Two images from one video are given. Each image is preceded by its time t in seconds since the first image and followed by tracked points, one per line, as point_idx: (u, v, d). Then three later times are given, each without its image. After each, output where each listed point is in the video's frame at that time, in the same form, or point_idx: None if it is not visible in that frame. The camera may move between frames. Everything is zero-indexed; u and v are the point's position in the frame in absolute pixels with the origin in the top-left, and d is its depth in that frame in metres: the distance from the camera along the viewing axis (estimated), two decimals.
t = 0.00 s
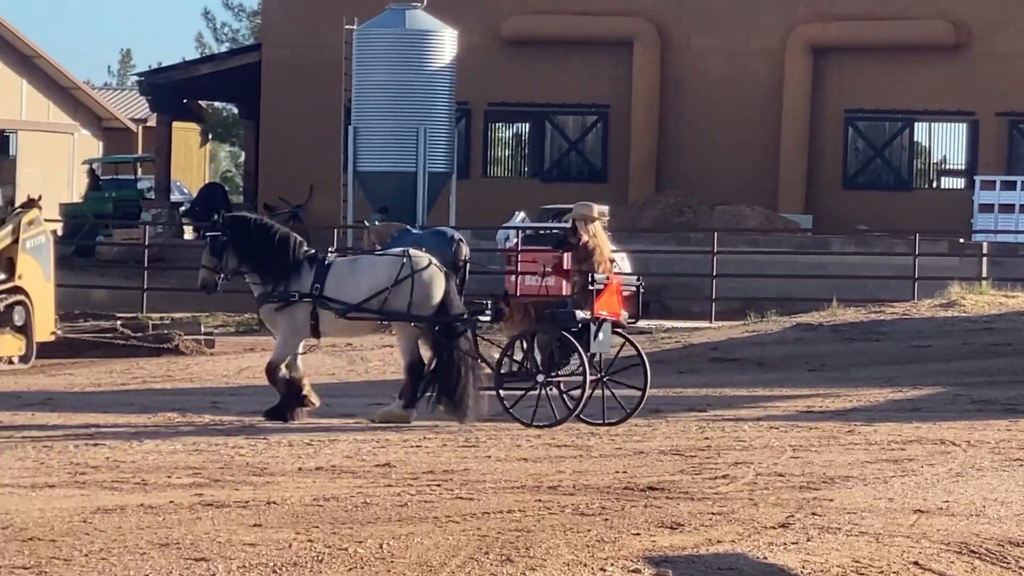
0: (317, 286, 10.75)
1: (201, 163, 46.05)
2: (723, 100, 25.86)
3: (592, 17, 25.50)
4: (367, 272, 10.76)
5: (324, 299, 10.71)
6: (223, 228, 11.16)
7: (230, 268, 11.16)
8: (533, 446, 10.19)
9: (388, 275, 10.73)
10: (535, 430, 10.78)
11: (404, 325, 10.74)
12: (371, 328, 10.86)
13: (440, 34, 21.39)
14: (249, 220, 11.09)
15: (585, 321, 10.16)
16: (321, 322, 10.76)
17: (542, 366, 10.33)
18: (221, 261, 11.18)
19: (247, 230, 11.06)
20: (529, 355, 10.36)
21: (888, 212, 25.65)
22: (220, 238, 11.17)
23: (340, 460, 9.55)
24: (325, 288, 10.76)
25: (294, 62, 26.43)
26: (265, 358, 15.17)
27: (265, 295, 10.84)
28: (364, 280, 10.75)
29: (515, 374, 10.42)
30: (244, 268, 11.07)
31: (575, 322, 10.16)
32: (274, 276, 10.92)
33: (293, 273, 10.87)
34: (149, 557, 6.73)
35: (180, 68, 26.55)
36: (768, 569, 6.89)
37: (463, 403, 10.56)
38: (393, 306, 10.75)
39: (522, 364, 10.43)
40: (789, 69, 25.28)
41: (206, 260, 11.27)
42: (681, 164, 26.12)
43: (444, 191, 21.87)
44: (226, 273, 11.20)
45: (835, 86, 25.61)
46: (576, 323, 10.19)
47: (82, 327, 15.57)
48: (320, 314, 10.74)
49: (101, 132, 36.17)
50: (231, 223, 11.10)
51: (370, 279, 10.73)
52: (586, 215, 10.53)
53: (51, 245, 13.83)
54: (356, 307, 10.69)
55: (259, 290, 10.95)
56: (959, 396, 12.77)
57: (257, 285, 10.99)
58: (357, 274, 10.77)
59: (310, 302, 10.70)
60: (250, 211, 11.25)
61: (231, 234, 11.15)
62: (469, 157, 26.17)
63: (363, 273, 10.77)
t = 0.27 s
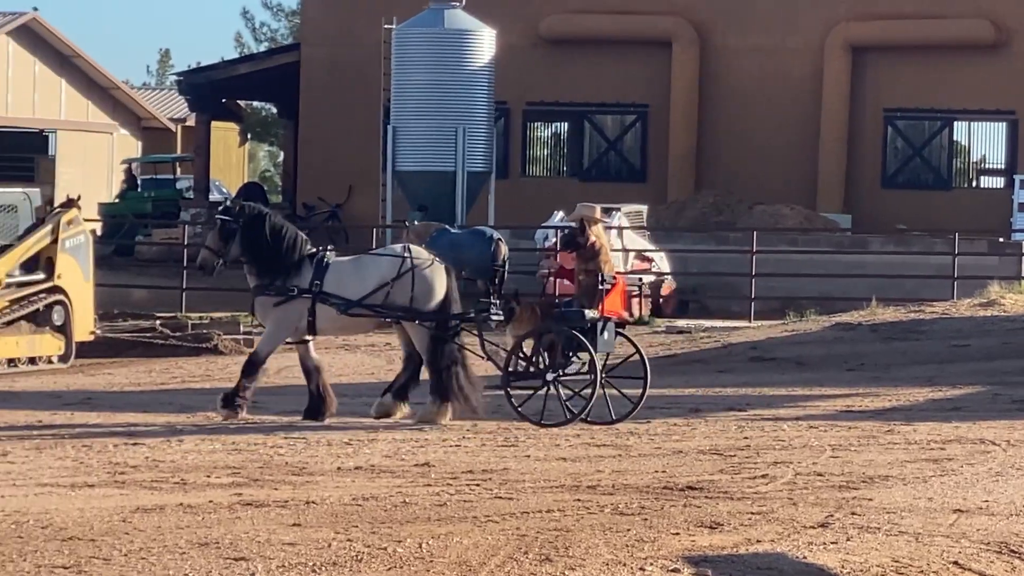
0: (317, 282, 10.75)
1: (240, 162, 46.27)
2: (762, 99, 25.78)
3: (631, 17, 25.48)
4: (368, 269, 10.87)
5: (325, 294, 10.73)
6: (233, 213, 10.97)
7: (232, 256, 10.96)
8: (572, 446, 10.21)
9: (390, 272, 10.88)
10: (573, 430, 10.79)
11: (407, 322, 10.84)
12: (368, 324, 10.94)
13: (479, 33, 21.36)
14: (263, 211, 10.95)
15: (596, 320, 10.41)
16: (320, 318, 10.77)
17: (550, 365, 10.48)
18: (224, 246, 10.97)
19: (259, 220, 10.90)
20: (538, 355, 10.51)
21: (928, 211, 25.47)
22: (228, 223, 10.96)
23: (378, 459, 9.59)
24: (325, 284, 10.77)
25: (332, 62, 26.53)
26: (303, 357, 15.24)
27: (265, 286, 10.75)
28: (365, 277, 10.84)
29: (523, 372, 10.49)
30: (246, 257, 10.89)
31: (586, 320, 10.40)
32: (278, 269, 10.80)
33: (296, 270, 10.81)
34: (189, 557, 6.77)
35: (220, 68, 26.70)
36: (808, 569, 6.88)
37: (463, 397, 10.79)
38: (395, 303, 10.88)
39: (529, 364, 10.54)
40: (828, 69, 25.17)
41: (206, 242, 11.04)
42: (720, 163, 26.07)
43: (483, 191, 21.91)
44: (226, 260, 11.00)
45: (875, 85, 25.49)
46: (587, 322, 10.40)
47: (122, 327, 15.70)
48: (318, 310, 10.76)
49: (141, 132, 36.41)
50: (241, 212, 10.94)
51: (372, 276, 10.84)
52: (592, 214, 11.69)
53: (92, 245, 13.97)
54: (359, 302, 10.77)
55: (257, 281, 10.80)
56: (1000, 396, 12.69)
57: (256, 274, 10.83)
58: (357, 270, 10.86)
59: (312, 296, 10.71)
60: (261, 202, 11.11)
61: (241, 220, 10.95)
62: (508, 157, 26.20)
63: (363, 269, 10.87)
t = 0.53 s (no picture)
0: (314, 283, 10.90)
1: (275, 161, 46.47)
2: (797, 98, 25.70)
3: (665, 16, 25.46)
4: (366, 270, 11.01)
5: (322, 295, 10.87)
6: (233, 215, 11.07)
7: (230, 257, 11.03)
8: (607, 445, 10.24)
9: (389, 272, 10.99)
10: (606, 430, 10.81)
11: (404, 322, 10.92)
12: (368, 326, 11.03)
13: (513, 32, 21.38)
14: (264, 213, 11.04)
15: (604, 319, 10.64)
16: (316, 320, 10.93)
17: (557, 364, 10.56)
18: (223, 247, 11.05)
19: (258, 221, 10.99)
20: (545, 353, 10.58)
21: (963, 210, 25.38)
22: (227, 226, 11.04)
23: (414, 459, 9.63)
24: (322, 284, 10.91)
25: (366, 63, 26.62)
26: (338, 356, 15.32)
27: (263, 284, 10.80)
28: (363, 278, 10.98)
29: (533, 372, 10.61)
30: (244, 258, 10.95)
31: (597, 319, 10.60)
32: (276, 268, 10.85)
33: (294, 270, 10.89)
34: (225, 556, 6.82)
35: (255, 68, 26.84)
36: (844, 568, 6.87)
37: (467, 396, 10.82)
38: (393, 303, 10.96)
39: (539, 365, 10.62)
40: (862, 68, 25.04)
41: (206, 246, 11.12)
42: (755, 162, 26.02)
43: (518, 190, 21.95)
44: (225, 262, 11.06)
45: (910, 84, 25.35)
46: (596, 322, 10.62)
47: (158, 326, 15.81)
48: (316, 311, 10.89)
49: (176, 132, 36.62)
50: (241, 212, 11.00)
51: (370, 278, 10.98)
52: (596, 213, 11.56)
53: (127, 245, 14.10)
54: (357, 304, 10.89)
55: (253, 279, 10.86)
56: None
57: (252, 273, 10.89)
58: (354, 272, 11.00)
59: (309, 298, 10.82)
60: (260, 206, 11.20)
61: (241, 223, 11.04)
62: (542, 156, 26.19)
63: (361, 271, 11.01)
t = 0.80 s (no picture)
0: (319, 283, 10.77)
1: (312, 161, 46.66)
2: (833, 97, 25.61)
3: (702, 15, 25.41)
4: (365, 271, 10.91)
5: (326, 296, 10.73)
6: (226, 228, 10.86)
7: (232, 270, 10.82)
8: (644, 444, 10.26)
9: (388, 273, 10.91)
10: (642, 430, 10.83)
11: (405, 322, 10.83)
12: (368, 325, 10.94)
13: (550, 32, 21.40)
14: (256, 218, 10.87)
15: (613, 317, 10.64)
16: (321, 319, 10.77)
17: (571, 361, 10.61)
18: (223, 261, 10.81)
19: (253, 227, 10.84)
20: (557, 352, 10.61)
21: (1000, 209, 25.24)
22: (224, 239, 10.81)
23: (451, 457, 9.67)
24: (326, 285, 10.79)
25: (402, 63, 26.70)
26: (374, 355, 15.39)
27: (267, 289, 10.64)
28: (363, 279, 10.89)
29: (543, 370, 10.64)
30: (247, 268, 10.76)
31: (606, 316, 10.62)
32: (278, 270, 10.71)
33: (297, 269, 10.75)
34: (262, 554, 6.86)
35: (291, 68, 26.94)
36: (881, 568, 6.87)
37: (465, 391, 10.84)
38: (395, 303, 10.89)
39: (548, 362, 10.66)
40: (898, 67, 24.92)
41: (205, 264, 10.87)
42: (791, 161, 25.94)
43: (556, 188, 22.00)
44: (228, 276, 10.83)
45: (947, 82, 25.22)
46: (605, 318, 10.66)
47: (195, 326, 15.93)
48: (320, 311, 10.73)
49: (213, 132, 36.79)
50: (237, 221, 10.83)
51: (371, 278, 10.89)
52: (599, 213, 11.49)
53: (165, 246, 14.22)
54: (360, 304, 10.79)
55: (259, 285, 10.68)
56: None
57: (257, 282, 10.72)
58: (354, 272, 10.89)
59: (314, 298, 10.68)
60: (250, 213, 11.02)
61: (236, 233, 10.85)
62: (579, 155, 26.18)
63: (360, 271, 10.91)
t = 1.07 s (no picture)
0: (316, 281, 10.72)
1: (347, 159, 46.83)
2: (869, 96, 25.50)
3: (737, 14, 25.35)
4: (363, 270, 10.89)
5: (326, 293, 10.70)
6: (223, 228, 10.83)
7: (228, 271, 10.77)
8: (680, 443, 10.27)
9: (388, 272, 10.91)
10: (677, 429, 10.84)
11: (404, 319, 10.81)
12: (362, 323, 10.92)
13: (585, 31, 21.41)
14: (252, 217, 10.81)
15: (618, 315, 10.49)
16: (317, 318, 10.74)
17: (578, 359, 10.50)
18: (220, 263, 10.79)
19: (247, 227, 10.77)
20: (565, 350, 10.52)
21: None
22: (219, 240, 10.80)
23: (486, 456, 9.71)
24: (324, 282, 10.74)
25: (436, 62, 26.76)
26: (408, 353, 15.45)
27: (262, 290, 10.58)
28: (363, 277, 10.87)
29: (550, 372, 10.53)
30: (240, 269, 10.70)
31: (614, 317, 10.46)
32: (271, 270, 10.62)
33: (292, 268, 10.68)
34: (298, 553, 6.91)
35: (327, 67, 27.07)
36: (917, 567, 6.87)
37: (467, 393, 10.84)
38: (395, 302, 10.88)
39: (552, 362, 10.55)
40: (935, 65, 24.79)
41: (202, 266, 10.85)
42: (826, 160, 25.85)
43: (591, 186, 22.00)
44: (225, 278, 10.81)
45: (984, 80, 25.06)
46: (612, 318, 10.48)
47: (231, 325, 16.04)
48: (317, 308, 10.70)
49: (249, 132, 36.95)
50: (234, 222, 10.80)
51: (369, 277, 10.88)
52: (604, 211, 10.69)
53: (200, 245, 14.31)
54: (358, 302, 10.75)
55: (252, 287, 10.62)
56: None
57: (250, 283, 10.64)
58: (352, 270, 10.86)
59: (312, 297, 10.64)
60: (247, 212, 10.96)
61: (233, 233, 10.81)
62: (613, 153, 26.17)
63: (358, 270, 10.89)
